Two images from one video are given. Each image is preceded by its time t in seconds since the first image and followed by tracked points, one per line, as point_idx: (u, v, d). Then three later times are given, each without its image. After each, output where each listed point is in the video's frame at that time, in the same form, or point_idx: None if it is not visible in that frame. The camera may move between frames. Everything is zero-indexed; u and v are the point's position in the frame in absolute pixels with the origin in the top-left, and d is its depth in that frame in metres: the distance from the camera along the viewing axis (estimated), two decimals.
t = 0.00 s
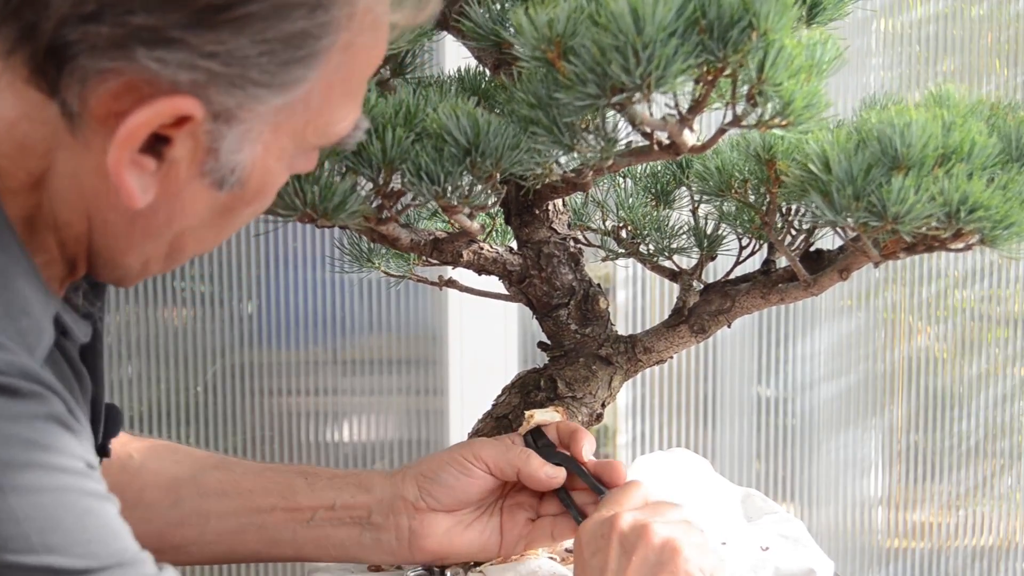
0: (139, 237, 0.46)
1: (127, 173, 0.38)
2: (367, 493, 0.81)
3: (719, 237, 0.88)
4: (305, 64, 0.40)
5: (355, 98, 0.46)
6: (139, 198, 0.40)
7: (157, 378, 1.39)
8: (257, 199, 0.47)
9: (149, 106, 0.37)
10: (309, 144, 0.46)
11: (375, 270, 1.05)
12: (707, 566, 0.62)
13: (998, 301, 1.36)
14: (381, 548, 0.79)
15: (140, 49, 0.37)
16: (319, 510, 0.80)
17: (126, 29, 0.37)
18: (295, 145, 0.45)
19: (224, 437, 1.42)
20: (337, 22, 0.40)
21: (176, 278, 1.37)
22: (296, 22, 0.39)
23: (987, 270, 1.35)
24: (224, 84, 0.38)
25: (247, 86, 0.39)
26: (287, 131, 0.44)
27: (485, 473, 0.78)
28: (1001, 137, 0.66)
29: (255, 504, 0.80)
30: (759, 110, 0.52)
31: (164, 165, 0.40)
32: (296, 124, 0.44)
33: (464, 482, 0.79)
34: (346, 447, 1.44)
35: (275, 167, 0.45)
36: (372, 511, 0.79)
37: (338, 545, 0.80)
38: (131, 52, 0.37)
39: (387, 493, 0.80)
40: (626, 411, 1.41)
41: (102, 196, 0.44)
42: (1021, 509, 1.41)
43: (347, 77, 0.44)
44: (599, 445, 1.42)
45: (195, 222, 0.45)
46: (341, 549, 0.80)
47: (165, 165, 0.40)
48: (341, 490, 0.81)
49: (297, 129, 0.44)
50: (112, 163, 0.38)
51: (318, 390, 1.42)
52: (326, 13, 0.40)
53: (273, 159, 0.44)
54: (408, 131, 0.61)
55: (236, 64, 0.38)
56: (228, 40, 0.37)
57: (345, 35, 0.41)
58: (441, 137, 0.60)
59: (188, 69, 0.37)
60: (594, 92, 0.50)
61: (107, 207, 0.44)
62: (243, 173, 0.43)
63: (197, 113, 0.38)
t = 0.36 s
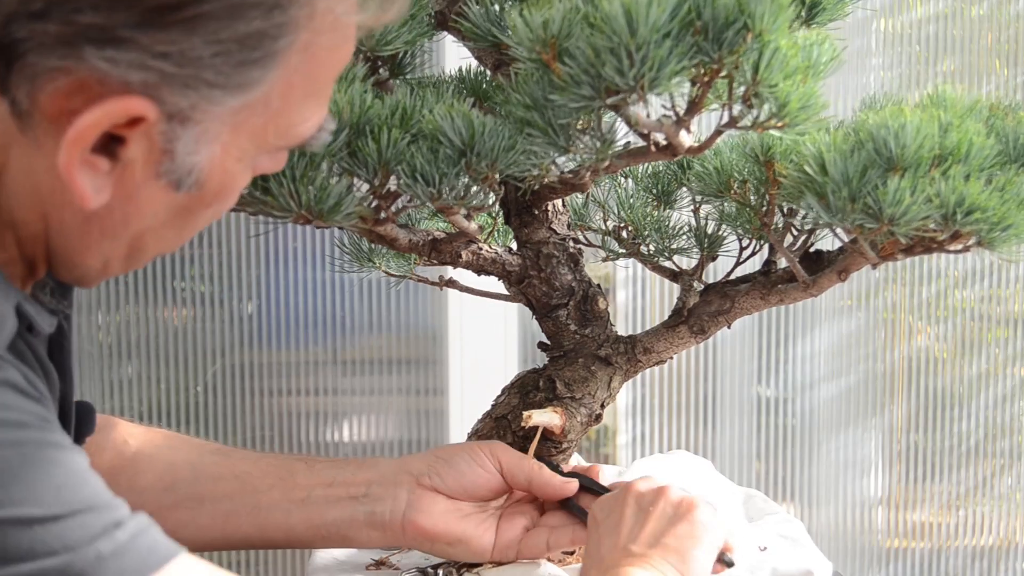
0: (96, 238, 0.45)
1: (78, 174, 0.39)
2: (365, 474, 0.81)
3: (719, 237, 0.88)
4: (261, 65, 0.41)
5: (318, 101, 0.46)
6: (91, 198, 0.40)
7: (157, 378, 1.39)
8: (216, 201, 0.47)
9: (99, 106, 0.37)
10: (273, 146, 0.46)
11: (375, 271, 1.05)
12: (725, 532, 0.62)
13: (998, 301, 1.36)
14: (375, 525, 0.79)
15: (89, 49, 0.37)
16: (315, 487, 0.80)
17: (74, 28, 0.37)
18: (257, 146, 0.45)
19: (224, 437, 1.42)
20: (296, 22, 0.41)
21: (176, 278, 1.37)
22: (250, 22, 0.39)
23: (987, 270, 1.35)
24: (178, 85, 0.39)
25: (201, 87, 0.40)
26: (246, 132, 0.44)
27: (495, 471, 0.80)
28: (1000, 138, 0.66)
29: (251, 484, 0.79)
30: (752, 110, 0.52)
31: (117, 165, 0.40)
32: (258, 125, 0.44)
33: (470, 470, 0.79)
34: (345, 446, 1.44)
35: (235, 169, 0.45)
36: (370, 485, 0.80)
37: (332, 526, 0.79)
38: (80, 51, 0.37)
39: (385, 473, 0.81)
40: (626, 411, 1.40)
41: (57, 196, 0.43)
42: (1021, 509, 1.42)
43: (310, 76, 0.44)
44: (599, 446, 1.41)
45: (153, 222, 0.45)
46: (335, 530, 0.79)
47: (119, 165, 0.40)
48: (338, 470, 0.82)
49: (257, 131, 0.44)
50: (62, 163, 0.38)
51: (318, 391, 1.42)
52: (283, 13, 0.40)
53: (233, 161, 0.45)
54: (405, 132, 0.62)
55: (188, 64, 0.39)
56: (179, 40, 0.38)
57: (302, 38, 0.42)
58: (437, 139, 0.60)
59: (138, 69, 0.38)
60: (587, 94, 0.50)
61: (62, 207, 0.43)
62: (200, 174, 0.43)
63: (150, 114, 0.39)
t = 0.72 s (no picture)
0: (67, 219, 0.44)
1: (48, 152, 0.38)
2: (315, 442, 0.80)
3: (722, 237, 0.88)
4: (228, 36, 0.41)
5: (288, 75, 0.47)
6: (63, 176, 0.39)
7: (158, 378, 1.39)
8: (189, 178, 0.46)
9: (66, 82, 0.36)
10: (243, 123, 0.46)
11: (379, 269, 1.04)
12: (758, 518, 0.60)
13: (998, 301, 1.36)
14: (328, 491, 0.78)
15: (54, 22, 0.36)
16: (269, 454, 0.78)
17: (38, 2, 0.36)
18: (227, 123, 0.45)
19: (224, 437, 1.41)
20: None
21: (176, 277, 1.37)
22: None
23: (987, 270, 1.35)
24: (144, 59, 0.39)
25: (168, 60, 0.39)
26: (216, 106, 0.44)
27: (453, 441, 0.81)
28: (999, 139, 0.65)
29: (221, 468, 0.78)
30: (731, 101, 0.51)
31: (87, 143, 0.40)
32: (227, 100, 0.44)
33: (429, 439, 0.80)
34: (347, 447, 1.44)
35: (206, 144, 0.45)
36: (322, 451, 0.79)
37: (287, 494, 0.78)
38: (44, 26, 0.36)
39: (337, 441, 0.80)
40: (626, 411, 1.40)
41: (25, 178, 0.41)
42: (1021, 509, 1.41)
43: (275, 51, 0.44)
44: (598, 446, 1.41)
45: (125, 200, 0.45)
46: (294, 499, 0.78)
47: (90, 143, 0.40)
48: (291, 436, 0.80)
49: (227, 105, 0.44)
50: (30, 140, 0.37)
51: (318, 391, 1.42)
52: None
53: (203, 137, 0.44)
54: (393, 132, 0.62)
55: (155, 37, 0.38)
56: (145, 13, 0.38)
57: (269, 8, 0.42)
58: (424, 138, 0.60)
59: (105, 43, 0.37)
60: (570, 94, 0.50)
61: (31, 189, 0.42)
62: (172, 150, 0.43)
63: (118, 89, 0.38)
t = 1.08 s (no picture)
0: (10, 226, 0.46)
1: None
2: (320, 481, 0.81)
3: (722, 238, 0.88)
4: (181, 37, 0.42)
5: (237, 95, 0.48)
6: (7, 174, 0.41)
7: (158, 378, 1.39)
8: (133, 194, 0.48)
9: (20, 72, 0.38)
10: (189, 140, 0.48)
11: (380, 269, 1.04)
12: None
13: (998, 301, 1.36)
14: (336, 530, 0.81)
15: (9, 13, 0.38)
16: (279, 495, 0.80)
17: None
18: (174, 136, 0.47)
19: (224, 437, 1.41)
20: None
21: (177, 278, 1.37)
22: None
23: (987, 270, 1.35)
24: (97, 54, 0.40)
25: (120, 58, 0.41)
26: (164, 119, 0.45)
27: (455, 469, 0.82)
28: (999, 139, 0.65)
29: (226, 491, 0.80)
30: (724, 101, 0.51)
31: (33, 144, 0.41)
32: (177, 106, 0.45)
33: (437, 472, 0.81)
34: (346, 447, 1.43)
35: (152, 158, 0.46)
36: (332, 494, 0.80)
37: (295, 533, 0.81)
38: None
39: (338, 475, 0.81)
40: (626, 411, 1.40)
41: None
42: (1021, 509, 1.41)
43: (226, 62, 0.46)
44: (599, 446, 1.41)
45: (69, 210, 0.46)
46: (303, 535, 0.81)
47: (37, 144, 0.41)
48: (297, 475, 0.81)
49: (175, 115, 0.45)
50: None
51: (318, 390, 1.42)
52: None
53: (149, 152, 0.46)
54: (387, 131, 0.62)
55: (109, 32, 0.40)
56: (99, 7, 0.39)
57: (223, 17, 0.44)
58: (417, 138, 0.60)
59: (58, 35, 0.39)
60: (562, 93, 0.50)
61: None
62: (117, 160, 0.44)
63: (68, 87, 0.40)
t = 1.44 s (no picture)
0: None
1: None
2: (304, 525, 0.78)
3: (723, 239, 0.87)
4: (88, 82, 0.44)
5: (126, 154, 0.51)
6: None
7: (157, 378, 1.39)
8: (22, 246, 0.49)
9: None
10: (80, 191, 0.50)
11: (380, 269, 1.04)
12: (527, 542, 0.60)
13: (998, 301, 1.36)
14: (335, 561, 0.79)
15: None
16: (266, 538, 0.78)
17: None
18: (68, 189, 0.49)
19: (224, 437, 1.41)
20: (122, 48, 0.45)
21: (177, 277, 1.37)
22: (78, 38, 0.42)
23: (986, 270, 1.35)
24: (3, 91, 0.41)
25: (25, 96, 0.42)
26: (60, 169, 0.47)
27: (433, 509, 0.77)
28: (997, 140, 0.65)
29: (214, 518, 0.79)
30: (720, 101, 0.51)
31: None
32: (71, 156, 0.47)
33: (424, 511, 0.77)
34: (345, 447, 1.43)
35: (46, 211, 0.48)
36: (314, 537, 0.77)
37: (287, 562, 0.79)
38: None
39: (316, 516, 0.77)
40: (626, 411, 1.40)
41: None
42: (1021, 509, 1.41)
43: (119, 114, 0.48)
44: (599, 446, 1.41)
45: None
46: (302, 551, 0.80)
47: None
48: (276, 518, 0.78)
49: (69, 164, 0.47)
50: None
51: (318, 391, 1.41)
52: (110, 37, 0.44)
53: (46, 202, 0.48)
54: (385, 131, 0.62)
55: (17, 70, 0.41)
56: (9, 45, 0.41)
57: (127, 74, 0.46)
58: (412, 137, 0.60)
59: None
60: (557, 93, 0.50)
61: None
62: (13, 213, 0.46)
63: None
